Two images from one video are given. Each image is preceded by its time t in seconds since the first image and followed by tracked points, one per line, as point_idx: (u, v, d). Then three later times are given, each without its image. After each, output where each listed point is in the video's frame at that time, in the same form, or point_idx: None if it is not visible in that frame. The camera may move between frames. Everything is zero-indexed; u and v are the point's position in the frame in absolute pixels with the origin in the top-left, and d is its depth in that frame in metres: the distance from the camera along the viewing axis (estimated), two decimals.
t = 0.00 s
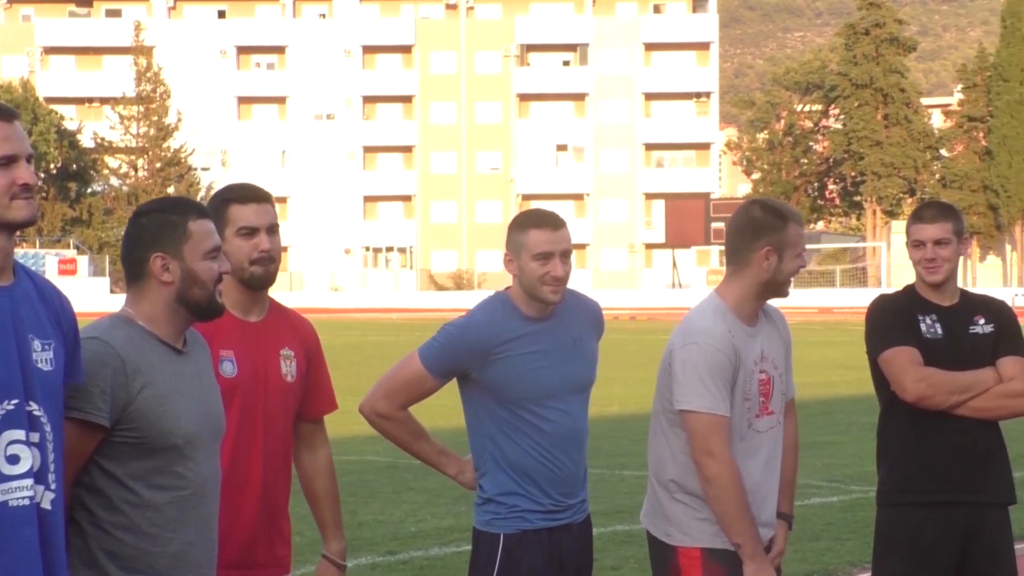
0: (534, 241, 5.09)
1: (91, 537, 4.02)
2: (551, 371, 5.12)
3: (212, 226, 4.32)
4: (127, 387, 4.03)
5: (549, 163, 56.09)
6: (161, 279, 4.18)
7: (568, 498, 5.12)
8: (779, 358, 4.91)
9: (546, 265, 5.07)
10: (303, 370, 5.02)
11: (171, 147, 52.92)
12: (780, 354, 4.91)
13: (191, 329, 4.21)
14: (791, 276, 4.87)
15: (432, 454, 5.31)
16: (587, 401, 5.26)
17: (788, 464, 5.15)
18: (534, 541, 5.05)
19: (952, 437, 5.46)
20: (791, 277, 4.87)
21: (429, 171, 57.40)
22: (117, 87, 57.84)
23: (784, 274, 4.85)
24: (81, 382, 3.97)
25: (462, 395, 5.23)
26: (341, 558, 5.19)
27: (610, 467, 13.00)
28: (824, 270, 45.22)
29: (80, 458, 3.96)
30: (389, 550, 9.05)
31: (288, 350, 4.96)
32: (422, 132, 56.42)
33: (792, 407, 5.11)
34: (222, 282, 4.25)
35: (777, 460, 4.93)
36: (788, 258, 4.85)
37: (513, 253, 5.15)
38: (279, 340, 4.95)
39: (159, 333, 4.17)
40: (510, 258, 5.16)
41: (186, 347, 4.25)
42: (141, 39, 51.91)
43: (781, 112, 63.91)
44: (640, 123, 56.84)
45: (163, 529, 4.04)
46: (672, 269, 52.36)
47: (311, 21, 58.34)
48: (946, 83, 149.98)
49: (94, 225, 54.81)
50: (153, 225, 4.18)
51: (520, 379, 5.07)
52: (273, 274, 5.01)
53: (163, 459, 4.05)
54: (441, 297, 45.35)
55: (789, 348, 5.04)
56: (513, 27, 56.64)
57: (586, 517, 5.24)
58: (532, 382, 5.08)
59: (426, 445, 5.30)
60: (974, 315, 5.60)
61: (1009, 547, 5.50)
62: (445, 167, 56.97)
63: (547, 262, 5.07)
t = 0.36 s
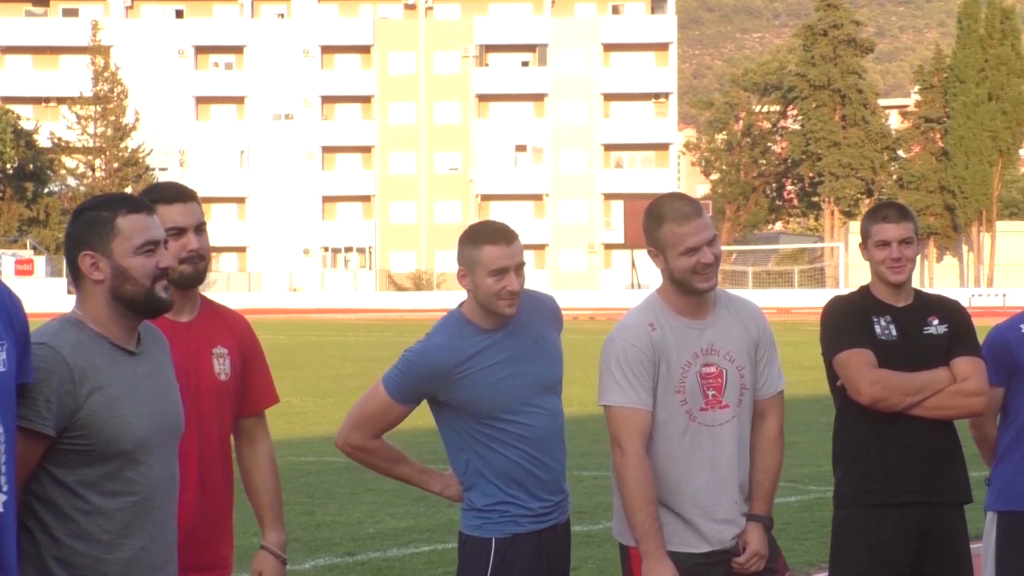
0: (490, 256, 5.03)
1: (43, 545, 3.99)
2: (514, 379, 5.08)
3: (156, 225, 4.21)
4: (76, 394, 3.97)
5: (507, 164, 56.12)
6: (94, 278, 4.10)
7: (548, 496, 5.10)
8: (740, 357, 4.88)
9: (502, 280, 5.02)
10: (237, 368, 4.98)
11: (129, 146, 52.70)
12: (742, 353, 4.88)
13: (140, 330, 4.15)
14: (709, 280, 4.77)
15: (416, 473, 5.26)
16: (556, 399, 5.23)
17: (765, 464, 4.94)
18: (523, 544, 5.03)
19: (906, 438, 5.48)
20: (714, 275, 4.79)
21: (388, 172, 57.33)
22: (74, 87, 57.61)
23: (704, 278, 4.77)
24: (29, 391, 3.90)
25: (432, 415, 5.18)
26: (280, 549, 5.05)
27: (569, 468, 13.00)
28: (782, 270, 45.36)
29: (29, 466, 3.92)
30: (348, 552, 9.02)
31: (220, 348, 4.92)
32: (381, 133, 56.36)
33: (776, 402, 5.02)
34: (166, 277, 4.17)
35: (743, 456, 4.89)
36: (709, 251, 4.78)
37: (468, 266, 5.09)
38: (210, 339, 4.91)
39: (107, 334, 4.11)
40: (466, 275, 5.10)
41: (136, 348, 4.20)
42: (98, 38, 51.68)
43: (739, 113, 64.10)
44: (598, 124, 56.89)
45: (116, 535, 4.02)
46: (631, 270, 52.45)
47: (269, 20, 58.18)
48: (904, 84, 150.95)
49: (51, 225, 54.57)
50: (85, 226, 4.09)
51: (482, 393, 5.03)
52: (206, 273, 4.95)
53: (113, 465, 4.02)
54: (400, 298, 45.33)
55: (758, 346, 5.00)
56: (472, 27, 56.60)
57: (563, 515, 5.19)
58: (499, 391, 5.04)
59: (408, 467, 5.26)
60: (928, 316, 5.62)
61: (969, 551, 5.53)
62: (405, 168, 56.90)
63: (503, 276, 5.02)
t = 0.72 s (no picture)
0: (425, 291, 4.74)
1: (19, 540, 4.07)
2: (473, 392, 4.89)
3: (149, 230, 4.31)
4: (45, 391, 4.02)
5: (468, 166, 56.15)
6: (78, 278, 4.20)
7: (524, 500, 4.98)
8: (751, 371, 4.65)
9: (444, 312, 4.77)
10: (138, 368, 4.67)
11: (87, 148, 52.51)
12: (752, 370, 4.65)
13: (128, 330, 4.20)
14: (714, 283, 4.63)
15: (394, 492, 5.01)
16: (523, 396, 5.09)
17: (775, 485, 4.65)
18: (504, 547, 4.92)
19: (867, 437, 5.52)
20: (718, 278, 4.65)
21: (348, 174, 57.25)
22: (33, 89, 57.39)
23: (705, 280, 4.63)
24: None
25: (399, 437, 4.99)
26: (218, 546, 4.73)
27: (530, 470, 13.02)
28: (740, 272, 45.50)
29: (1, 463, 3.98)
30: (306, 554, 9.02)
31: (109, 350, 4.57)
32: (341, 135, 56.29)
33: (801, 420, 4.74)
34: (152, 278, 4.24)
35: (751, 469, 4.71)
36: (710, 256, 4.64)
37: (403, 299, 4.82)
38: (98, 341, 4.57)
39: (92, 335, 4.17)
40: (403, 308, 4.83)
41: (128, 349, 4.25)
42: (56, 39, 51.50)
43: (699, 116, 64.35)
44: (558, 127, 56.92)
45: (89, 533, 4.07)
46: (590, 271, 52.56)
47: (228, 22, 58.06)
48: (861, 88, 151.93)
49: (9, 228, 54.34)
50: (71, 225, 4.22)
51: (447, 409, 4.84)
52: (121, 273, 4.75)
53: (88, 462, 4.06)
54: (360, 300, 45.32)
55: (777, 361, 4.71)
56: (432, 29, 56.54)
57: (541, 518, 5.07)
58: (457, 406, 4.85)
59: (387, 489, 5.00)
60: (884, 317, 5.66)
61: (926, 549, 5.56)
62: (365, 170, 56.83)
63: (446, 307, 4.78)
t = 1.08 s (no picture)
0: (375, 311, 4.63)
1: None
2: (429, 397, 4.85)
3: (148, 238, 4.27)
4: (27, 380, 3.99)
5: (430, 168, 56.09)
6: (76, 278, 4.16)
7: (487, 501, 4.93)
8: (749, 374, 4.53)
9: (396, 330, 4.70)
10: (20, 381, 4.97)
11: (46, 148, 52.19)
12: (751, 373, 4.52)
13: (123, 333, 4.16)
14: (732, 279, 4.55)
15: (357, 493, 4.98)
16: (484, 396, 5.05)
17: (776, 491, 4.48)
18: (466, 546, 4.87)
19: (832, 437, 5.57)
20: (738, 274, 4.56)
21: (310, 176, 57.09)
22: None
23: (724, 275, 4.56)
24: None
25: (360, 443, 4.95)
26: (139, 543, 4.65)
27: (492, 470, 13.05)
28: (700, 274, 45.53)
29: None
30: (269, 555, 9.02)
31: None
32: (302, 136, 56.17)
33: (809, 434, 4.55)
34: (148, 282, 4.19)
35: (744, 472, 4.57)
36: (733, 253, 4.56)
37: (355, 313, 4.70)
38: None
39: (85, 333, 4.13)
40: (356, 323, 4.74)
41: (122, 352, 4.21)
42: (17, 40, 51.12)
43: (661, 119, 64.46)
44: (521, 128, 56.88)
45: (62, 525, 4.02)
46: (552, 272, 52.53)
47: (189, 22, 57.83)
48: (822, 90, 152.22)
49: None
50: (70, 228, 4.18)
51: (406, 414, 4.81)
52: (33, 284, 4.88)
53: (66, 455, 4.02)
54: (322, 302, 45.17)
55: (781, 370, 4.55)
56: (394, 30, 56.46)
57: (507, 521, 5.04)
58: (418, 412, 4.82)
59: (348, 492, 4.97)
60: (845, 317, 5.68)
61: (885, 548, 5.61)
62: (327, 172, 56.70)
63: (400, 324, 4.69)
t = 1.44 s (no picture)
0: (364, 271, 4.64)
1: None
2: (396, 375, 4.77)
3: (95, 225, 4.25)
4: None
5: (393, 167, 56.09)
6: (24, 273, 4.13)
7: (429, 495, 4.80)
8: (706, 360, 4.53)
9: (377, 294, 4.68)
10: None
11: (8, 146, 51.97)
12: (709, 359, 4.52)
13: (79, 325, 4.15)
14: (683, 274, 4.56)
15: (299, 475, 4.91)
16: (446, 399, 4.96)
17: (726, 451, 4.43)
18: (401, 540, 4.74)
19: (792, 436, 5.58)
20: (688, 270, 4.57)
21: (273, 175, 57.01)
22: None
23: (676, 269, 4.57)
24: None
25: (316, 418, 4.87)
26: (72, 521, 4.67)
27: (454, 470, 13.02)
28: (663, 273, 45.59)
29: None
30: (231, 554, 8.99)
31: None
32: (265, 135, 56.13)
33: (770, 412, 4.50)
34: (98, 272, 4.17)
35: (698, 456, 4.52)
36: (683, 250, 4.57)
37: (339, 277, 4.72)
38: None
39: (43, 328, 4.12)
40: (339, 286, 4.74)
41: (78, 345, 4.20)
42: None
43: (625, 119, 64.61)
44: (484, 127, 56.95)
45: (38, 524, 4.01)
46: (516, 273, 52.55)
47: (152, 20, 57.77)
48: (786, 90, 152.62)
49: None
50: (17, 222, 4.15)
51: (365, 394, 4.72)
52: None
53: (38, 453, 4.01)
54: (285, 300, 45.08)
55: (742, 352, 4.54)
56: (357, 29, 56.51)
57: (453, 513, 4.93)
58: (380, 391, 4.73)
59: (292, 471, 4.92)
60: (807, 318, 5.70)
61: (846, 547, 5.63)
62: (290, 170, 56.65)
63: (381, 290, 4.68)
